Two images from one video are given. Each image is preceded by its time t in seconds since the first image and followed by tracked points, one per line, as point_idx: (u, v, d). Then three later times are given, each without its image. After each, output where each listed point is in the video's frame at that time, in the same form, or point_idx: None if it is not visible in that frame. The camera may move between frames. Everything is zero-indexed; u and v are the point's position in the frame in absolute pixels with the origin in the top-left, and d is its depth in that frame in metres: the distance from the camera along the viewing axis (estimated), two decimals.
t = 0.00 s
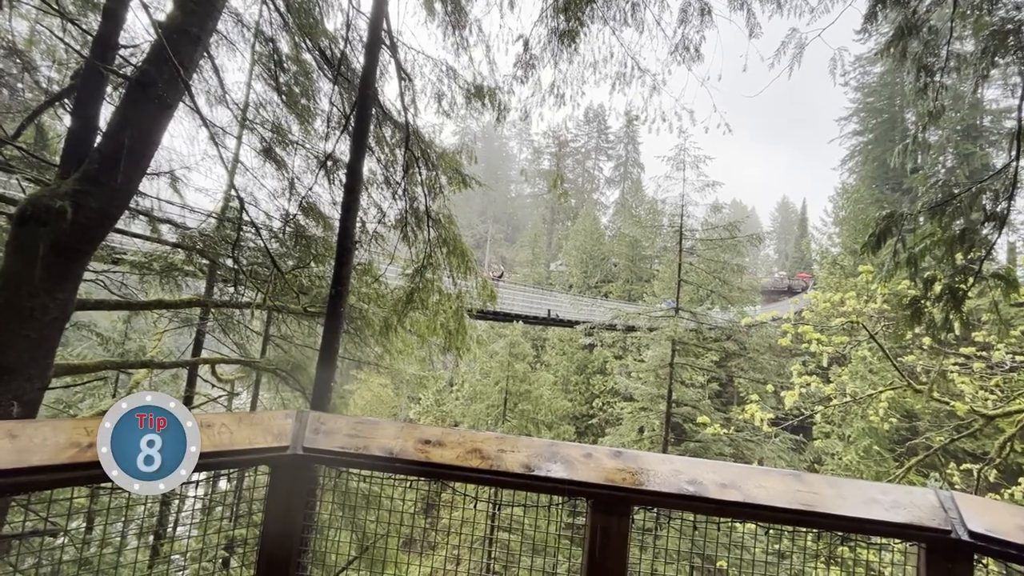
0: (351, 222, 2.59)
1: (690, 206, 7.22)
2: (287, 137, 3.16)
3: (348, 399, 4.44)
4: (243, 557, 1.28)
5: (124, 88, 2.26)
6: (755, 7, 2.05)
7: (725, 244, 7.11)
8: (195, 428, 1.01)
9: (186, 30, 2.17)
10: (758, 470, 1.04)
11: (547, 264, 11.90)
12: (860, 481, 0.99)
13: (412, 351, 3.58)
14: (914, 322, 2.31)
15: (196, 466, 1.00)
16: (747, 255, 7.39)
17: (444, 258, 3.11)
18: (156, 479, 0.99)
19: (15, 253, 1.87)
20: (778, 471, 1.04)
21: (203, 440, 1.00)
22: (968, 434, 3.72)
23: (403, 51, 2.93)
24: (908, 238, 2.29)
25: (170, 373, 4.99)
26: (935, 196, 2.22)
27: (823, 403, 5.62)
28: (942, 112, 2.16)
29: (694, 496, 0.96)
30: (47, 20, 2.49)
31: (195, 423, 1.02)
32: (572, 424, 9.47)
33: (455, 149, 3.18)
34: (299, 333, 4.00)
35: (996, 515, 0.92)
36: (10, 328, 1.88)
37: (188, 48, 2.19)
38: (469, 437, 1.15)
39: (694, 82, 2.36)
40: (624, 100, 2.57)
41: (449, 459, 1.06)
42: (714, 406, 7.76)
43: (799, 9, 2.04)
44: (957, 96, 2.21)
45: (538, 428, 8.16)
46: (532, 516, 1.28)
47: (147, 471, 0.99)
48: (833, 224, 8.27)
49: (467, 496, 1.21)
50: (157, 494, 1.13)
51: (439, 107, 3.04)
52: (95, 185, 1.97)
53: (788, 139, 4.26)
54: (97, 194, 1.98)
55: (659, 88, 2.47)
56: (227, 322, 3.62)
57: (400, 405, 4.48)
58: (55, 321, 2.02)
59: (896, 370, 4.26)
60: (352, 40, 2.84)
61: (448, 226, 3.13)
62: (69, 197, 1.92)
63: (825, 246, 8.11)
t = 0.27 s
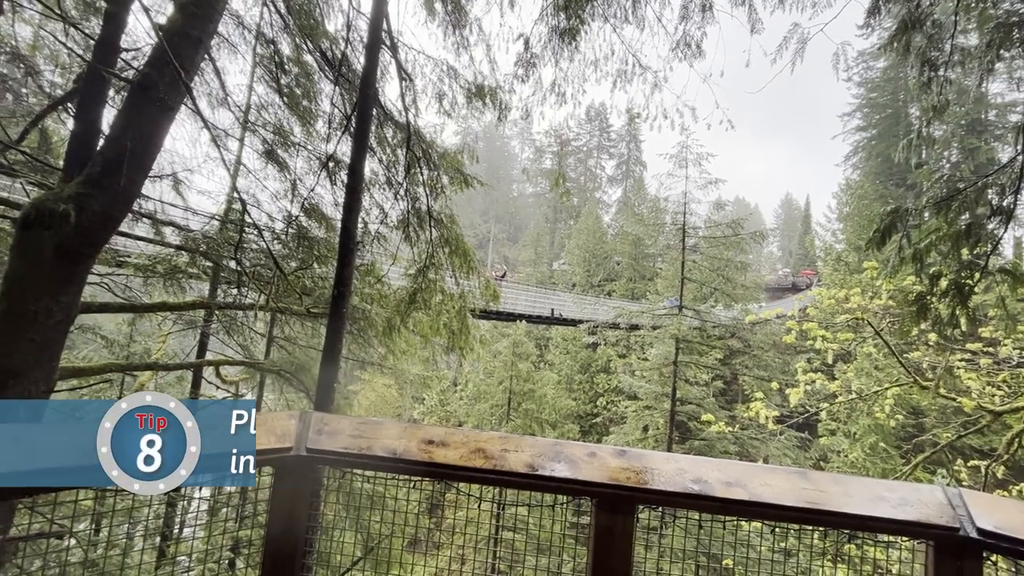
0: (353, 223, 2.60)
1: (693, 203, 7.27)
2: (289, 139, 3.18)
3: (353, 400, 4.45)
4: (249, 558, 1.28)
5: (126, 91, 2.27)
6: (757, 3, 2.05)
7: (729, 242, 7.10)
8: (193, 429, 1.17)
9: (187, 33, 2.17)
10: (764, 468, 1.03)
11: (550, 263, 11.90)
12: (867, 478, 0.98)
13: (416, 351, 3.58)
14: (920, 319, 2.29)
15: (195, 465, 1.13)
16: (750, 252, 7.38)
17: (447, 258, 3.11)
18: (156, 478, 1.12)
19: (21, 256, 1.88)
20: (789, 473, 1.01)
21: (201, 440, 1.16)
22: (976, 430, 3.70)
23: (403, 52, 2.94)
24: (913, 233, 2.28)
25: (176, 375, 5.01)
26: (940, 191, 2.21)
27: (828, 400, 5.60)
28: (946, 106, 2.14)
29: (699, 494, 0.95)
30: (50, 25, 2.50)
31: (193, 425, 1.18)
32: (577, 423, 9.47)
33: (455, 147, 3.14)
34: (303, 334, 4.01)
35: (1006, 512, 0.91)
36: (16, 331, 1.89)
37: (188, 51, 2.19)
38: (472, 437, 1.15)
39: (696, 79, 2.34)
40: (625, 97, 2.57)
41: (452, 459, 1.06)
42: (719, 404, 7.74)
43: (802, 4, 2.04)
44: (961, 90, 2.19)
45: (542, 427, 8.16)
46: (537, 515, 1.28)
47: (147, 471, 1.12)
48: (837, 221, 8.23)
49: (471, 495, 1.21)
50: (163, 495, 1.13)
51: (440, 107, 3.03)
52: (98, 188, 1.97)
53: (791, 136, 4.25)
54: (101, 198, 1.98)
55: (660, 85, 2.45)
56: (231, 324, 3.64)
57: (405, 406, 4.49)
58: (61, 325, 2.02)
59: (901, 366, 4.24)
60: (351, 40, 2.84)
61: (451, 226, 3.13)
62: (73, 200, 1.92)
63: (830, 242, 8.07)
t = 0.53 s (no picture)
0: (360, 225, 2.57)
1: (699, 201, 7.28)
2: (296, 143, 3.23)
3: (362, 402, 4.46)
4: (260, 561, 1.29)
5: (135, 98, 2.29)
6: None
7: (736, 239, 7.13)
8: (193, 430, 1.16)
9: (194, 39, 2.19)
10: (774, 471, 1.03)
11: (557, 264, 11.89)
12: (879, 479, 0.99)
13: (423, 353, 3.58)
14: (934, 316, 2.26)
15: (194, 465, 1.12)
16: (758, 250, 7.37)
17: (454, 260, 3.11)
18: (156, 478, 1.12)
19: (35, 262, 1.91)
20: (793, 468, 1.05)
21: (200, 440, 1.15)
22: (992, 428, 3.64)
23: (408, 54, 2.91)
24: (925, 229, 2.25)
25: (186, 379, 5.05)
26: (952, 186, 2.18)
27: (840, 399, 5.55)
28: (957, 100, 2.11)
29: (710, 496, 0.95)
30: (59, 34, 2.53)
31: (194, 425, 1.18)
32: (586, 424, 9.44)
33: (461, 150, 3.22)
34: (311, 337, 4.02)
35: None
36: (31, 336, 1.92)
37: (196, 57, 2.21)
38: (483, 440, 1.17)
39: (703, 76, 2.37)
40: (630, 96, 2.55)
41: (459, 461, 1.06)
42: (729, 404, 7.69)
43: None
44: (972, 83, 2.17)
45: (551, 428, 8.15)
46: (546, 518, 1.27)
47: (147, 471, 1.12)
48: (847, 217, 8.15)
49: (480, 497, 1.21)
50: (175, 498, 1.14)
51: (445, 109, 3.03)
52: (108, 195, 2.00)
53: (798, 133, 4.23)
54: (111, 204, 2.00)
55: (666, 84, 2.43)
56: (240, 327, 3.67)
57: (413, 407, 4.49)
58: (73, 331, 2.04)
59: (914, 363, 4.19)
60: (356, 44, 2.80)
61: (457, 227, 3.13)
62: (84, 207, 1.93)
63: (839, 239, 7.99)
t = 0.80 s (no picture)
0: (372, 228, 2.60)
1: (711, 199, 7.19)
2: (307, 147, 3.22)
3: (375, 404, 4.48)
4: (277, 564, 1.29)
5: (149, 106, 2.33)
6: None
7: (749, 237, 7.04)
8: (193, 430, 1.18)
9: (207, 46, 2.22)
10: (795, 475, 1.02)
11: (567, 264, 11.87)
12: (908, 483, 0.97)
13: (435, 355, 3.59)
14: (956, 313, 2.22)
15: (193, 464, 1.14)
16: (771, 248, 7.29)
17: (465, 261, 3.11)
18: (156, 478, 1.11)
19: (55, 269, 1.95)
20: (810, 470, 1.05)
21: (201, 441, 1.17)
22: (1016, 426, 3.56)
23: (417, 56, 2.91)
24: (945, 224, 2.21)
25: (202, 383, 5.11)
26: (972, 179, 2.14)
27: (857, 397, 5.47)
28: (977, 92, 2.06)
29: (729, 498, 0.94)
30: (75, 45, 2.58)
31: (195, 425, 1.19)
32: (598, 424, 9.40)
33: (471, 151, 3.21)
34: (324, 340, 4.05)
35: None
36: (52, 341, 1.95)
37: (209, 64, 2.24)
38: (499, 441, 1.17)
39: (716, 72, 2.34)
40: (641, 95, 2.54)
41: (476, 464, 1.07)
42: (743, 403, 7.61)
43: None
44: (991, 75, 2.13)
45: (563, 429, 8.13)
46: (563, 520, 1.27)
47: (147, 471, 1.12)
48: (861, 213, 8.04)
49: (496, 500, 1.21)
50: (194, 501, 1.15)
51: (454, 111, 3.03)
52: (126, 202, 2.03)
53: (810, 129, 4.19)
54: (129, 211, 2.03)
55: (678, 81, 2.43)
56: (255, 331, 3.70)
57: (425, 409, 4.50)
58: (92, 337, 2.06)
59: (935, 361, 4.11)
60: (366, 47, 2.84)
61: (468, 229, 3.13)
62: (101, 214, 1.97)
63: (853, 235, 7.89)
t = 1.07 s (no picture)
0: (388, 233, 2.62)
1: (726, 198, 7.13)
2: (321, 153, 3.24)
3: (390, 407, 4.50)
4: (297, 565, 1.30)
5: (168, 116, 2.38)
6: None
7: (765, 234, 6.98)
8: (193, 429, 1.17)
9: (223, 55, 2.25)
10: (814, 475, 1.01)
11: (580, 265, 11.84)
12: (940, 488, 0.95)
13: (450, 357, 3.59)
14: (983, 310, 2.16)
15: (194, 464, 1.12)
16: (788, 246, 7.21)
17: (479, 263, 3.12)
18: (157, 478, 1.09)
19: (79, 277, 1.99)
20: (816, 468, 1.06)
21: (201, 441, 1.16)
22: None
23: (429, 61, 2.95)
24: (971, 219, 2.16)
25: (221, 387, 5.18)
26: (999, 173, 2.09)
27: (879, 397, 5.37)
28: (1001, 83, 2.01)
29: (754, 502, 0.92)
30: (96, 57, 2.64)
31: (194, 425, 1.18)
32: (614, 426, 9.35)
33: (484, 153, 3.20)
34: (340, 343, 4.08)
35: None
36: (77, 348, 1.99)
37: (226, 73, 2.27)
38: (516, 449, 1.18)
39: (731, 69, 2.29)
40: (654, 94, 2.53)
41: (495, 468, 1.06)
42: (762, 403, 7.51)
43: None
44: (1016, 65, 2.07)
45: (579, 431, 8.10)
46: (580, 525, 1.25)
47: (148, 471, 1.09)
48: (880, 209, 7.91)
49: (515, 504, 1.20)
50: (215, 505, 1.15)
51: (466, 114, 3.03)
52: (147, 211, 2.07)
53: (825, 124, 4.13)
54: (150, 219, 2.07)
55: (692, 79, 2.41)
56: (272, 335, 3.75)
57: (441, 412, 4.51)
58: (116, 343, 2.10)
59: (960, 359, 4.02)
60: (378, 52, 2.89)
61: (482, 231, 3.14)
62: (123, 222, 2.02)
63: (872, 232, 7.75)
